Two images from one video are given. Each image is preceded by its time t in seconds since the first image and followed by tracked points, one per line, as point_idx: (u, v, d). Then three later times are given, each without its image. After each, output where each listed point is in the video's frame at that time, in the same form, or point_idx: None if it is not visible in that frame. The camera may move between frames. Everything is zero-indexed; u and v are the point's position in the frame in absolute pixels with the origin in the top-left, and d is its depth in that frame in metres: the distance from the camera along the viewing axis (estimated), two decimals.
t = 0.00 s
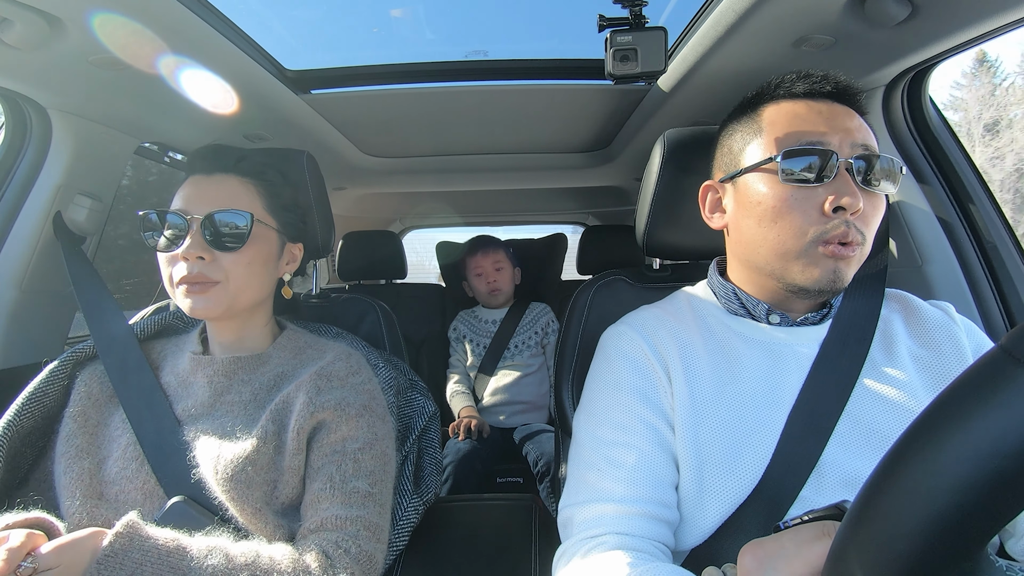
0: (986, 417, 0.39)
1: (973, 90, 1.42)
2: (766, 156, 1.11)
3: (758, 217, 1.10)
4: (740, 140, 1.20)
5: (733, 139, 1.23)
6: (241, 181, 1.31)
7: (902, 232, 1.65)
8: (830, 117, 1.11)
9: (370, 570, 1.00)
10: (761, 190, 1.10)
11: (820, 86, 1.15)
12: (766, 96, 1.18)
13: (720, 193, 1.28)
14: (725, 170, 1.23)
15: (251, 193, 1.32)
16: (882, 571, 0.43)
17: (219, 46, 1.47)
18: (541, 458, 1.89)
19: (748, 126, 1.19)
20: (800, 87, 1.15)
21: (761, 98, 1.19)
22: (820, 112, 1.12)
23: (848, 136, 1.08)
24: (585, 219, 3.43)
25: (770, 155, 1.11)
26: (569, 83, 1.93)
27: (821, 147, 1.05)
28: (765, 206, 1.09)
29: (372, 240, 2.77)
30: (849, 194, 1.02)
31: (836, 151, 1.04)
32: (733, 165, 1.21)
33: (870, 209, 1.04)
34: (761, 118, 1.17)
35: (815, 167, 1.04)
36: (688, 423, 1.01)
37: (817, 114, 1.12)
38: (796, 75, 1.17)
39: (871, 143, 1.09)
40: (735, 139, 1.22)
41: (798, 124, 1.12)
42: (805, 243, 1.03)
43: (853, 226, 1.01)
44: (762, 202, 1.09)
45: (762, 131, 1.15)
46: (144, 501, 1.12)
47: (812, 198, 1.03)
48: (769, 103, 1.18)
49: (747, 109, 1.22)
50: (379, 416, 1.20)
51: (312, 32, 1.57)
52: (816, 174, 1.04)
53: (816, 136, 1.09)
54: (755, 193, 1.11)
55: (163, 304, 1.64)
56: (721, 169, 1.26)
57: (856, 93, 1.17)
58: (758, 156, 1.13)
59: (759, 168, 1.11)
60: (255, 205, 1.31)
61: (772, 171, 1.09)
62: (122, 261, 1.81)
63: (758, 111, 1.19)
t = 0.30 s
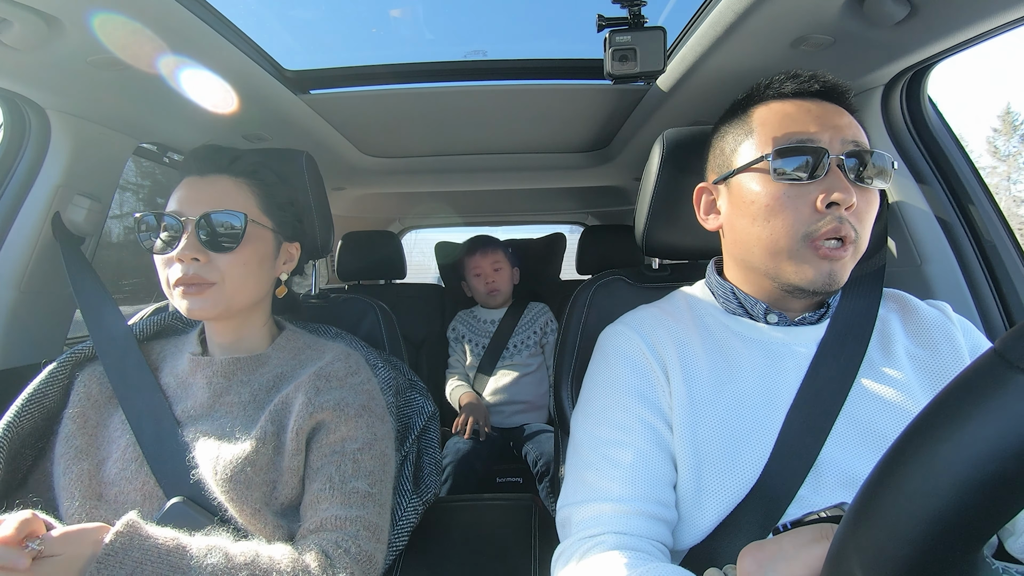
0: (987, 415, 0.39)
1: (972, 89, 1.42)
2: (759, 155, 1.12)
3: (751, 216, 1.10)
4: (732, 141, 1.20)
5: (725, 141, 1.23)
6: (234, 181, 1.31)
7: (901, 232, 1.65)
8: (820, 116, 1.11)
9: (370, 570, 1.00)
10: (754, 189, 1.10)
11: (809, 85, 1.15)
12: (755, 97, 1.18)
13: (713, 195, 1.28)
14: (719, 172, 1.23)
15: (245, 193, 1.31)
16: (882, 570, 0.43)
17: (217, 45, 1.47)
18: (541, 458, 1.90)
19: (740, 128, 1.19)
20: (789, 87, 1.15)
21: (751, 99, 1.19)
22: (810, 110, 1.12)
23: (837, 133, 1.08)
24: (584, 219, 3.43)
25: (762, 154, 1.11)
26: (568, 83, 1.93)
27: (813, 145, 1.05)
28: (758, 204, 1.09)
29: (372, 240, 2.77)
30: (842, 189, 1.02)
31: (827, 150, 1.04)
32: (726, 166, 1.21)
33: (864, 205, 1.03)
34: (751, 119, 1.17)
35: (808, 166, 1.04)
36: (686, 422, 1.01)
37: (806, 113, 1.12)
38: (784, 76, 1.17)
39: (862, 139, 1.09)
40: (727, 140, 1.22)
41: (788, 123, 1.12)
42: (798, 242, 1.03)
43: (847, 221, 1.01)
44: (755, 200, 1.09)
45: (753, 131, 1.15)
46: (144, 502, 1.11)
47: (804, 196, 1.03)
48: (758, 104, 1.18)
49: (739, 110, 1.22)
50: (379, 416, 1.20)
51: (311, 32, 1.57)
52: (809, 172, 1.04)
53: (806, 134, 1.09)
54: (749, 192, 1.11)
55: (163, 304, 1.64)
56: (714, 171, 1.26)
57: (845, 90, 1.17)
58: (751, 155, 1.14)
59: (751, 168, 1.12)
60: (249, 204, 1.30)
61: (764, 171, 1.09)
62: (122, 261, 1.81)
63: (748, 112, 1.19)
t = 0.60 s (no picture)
0: (985, 420, 0.39)
1: (972, 92, 1.42)
2: (753, 159, 1.12)
3: (746, 221, 1.10)
4: (727, 146, 1.20)
5: (719, 146, 1.23)
6: (230, 181, 1.31)
7: (901, 234, 1.65)
8: (813, 118, 1.11)
9: (369, 570, 1.00)
10: (749, 194, 1.10)
11: (800, 88, 1.14)
12: (748, 102, 1.18)
13: (710, 200, 1.28)
14: (715, 176, 1.23)
15: (241, 193, 1.31)
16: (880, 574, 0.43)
17: (218, 45, 1.47)
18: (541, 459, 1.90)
19: (734, 132, 1.19)
20: (781, 91, 1.15)
21: (744, 104, 1.19)
22: (803, 113, 1.12)
23: (831, 135, 1.08)
24: (585, 220, 3.43)
25: (756, 158, 1.11)
26: (569, 84, 1.93)
27: (807, 149, 1.05)
28: (753, 209, 1.09)
29: (372, 240, 2.76)
30: (836, 191, 1.02)
31: (821, 153, 1.04)
32: (721, 171, 1.21)
33: (859, 207, 1.03)
34: (744, 123, 1.17)
35: (802, 169, 1.04)
36: (686, 426, 1.00)
37: (798, 116, 1.12)
38: (776, 79, 1.17)
39: (856, 140, 1.09)
40: (721, 145, 1.22)
41: (781, 126, 1.11)
42: (794, 246, 1.03)
43: (842, 223, 1.00)
44: (751, 204, 1.09)
45: (747, 135, 1.15)
46: (145, 501, 1.12)
47: (799, 199, 1.03)
48: (752, 108, 1.18)
49: (732, 115, 1.22)
50: (378, 416, 1.20)
51: (312, 32, 1.57)
52: (804, 176, 1.04)
53: (799, 137, 1.09)
54: (744, 197, 1.11)
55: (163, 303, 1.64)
56: (710, 177, 1.26)
57: (838, 91, 1.16)
58: (746, 159, 1.14)
59: (746, 173, 1.12)
60: (246, 204, 1.30)
61: (758, 175, 1.09)
62: (123, 260, 1.81)
63: (742, 117, 1.19)
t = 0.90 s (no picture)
0: (989, 414, 0.39)
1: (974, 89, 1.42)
2: (759, 156, 1.11)
3: (752, 218, 1.10)
4: (732, 143, 1.20)
5: (724, 142, 1.23)
6: (239, 183, 1.31)
7: (902, 232, 1.65)
8: (820, 116, 1.11)
9: (371, 570, 1.00)
10: (755, 191, 1.10)
11: (808, 85, 1.14)
12: (755, 98, 1.18)
13: (714, 197, 1.28)
14: (719, 172, 1.23)
15: (249, 193, 1.31)
16: (883, 570, 0.43)
17: (219, 45, 1.47)
18: (542, 458, 1.90)
19: (740, 128, 1.19)
20: (788, 88, 1.15)
21: (751, 100, 1.19)
22: (809, 111, 1.12)
23: (837, 134, 1.08)
24: (585, 219, 3.42)
25: (762, 155, 1.11)
26: (569, 83, 1.93)
27: (813, 146, 1.05)
28: (758, 206, 1.09)
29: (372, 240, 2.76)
30: (842, 190, 1.02)
31: (827, 151, 1.03)
32: (727, 168, 1.21)
33: (865, 205, 1.03)
34: (751, 120, 1.17)
35: (808, 167, 1.04)
36: (690, 425, 1.00)
37: (806, 114, 1.12)
38: (783, 76, 1.17)
39: (862, 140, 1.09)
40: (727, 142, 1.22)
41: (788, 124, 1.11)
42: (799, 243, 1.03)
43: (847, 222, 1.01)
44: (756, 202, 1.09)
45: (753, 132, 1.15)
46: (147, 501, 1.12)
47: (804, 197, 1.03)
48: (758, 105, 1.18)
49: (739, 112, 1.22)
50: (380, 416, 1.20)
51: (313, 32, 1.57)
52: (810, 174, 1.04)
53: (804, 135, 1.09)
54: (749, 194, 1.11)
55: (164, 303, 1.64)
56: (714, 173, 1.26)
57: (845, 90, 1.16)
58: (752, 155, 1.13)
59: (751, 169, 1.12)
60: (254, 206, 1.31)
61: (764, 172, 1.09)
62: (123, 261, 1.81)
63: (748, 114, 1.19)
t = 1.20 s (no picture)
0: (990, 414, 0.39)
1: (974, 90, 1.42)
2: (755, 158, 1.12)
3: (748, 219, 1.10)
4: (729, 145, 1.20)
5: (722, 144, 1.23)
6: (229, 180, 1.31)
7: (903, 233, 1.65)
8: (816, 118, 1.11)
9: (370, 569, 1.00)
10: (751, 193, 1.10)
11: (805, 87, 1.14)
12: (752, 100, 1.18)
13: (711, 198, 1.27)
14: (717, 173, 1.23)
15: (242, 191, 1.31)
16: (882, 571, 0.43)
17: (219, 44, 1.47)
18: (541, 459, 1.90)
19: (737, 130, 1.19)
20: (786, 89, 1.15)
21: (747, 102, 1.19)
22: (806, 113, 1.12)
23: (834, 136, 1.07)
24: (585, 219, 3.42)
25: (759, 157, 1.11)
26: (570, 83, 1.93)
27: (810, 148, 1.05)
28: (755, 208, 1.09)
29: (372, 240, 2.76)
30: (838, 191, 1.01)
31: (824, 153, 1.03)
32: (724, 169, 1.21)
33: (861, 208, 1.03)
34: (748, 121, 1.17)
35: (805, 168, 1.03)
36: (688, 426, 1.00)
37: (803, 115, 1.12)
38: (780, 77, 1.17)
39: (859, 141, 1.09)
40: (724, 143, 1.22)
41: (785, 126, 1.11)
42: (795, 245, 1.03)
43: (844, 224, 1.01)
44: (753, 203, 1.09)
45: (750, 134, 1.15)
46: (147, 500, 1.12)
47: (801, 199, 1.03)
48: (756, 106, 1.18)
49: (736, 113, 1.22)
50: (379, 416, 1.20)
51: (313, 31, 1.57)
52: (806, 175, 1.04)
53: (802, 137, 1.09)
54: (746, 196, 1.11)
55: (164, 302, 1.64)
56: (711, 174, 1.26)
57: (842, 91, 1.17)
58: (747, 158, 1.14)
59: (749, 170, 1.12)
60: (244, 204, 1.30)
61: (760, 174, 1.09)
62: (123, 260, 1.81)
63: (745, 115, 1.19)
